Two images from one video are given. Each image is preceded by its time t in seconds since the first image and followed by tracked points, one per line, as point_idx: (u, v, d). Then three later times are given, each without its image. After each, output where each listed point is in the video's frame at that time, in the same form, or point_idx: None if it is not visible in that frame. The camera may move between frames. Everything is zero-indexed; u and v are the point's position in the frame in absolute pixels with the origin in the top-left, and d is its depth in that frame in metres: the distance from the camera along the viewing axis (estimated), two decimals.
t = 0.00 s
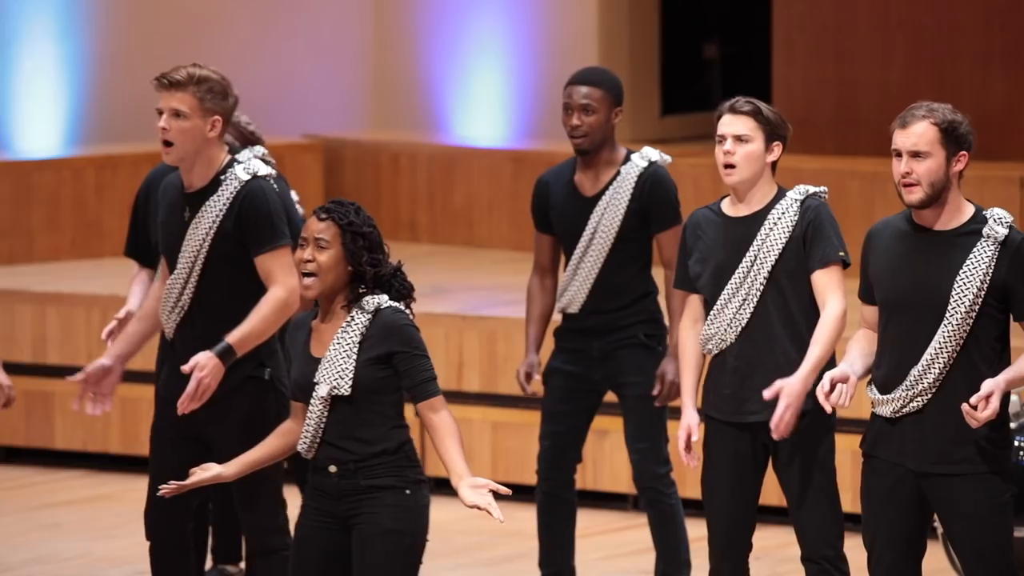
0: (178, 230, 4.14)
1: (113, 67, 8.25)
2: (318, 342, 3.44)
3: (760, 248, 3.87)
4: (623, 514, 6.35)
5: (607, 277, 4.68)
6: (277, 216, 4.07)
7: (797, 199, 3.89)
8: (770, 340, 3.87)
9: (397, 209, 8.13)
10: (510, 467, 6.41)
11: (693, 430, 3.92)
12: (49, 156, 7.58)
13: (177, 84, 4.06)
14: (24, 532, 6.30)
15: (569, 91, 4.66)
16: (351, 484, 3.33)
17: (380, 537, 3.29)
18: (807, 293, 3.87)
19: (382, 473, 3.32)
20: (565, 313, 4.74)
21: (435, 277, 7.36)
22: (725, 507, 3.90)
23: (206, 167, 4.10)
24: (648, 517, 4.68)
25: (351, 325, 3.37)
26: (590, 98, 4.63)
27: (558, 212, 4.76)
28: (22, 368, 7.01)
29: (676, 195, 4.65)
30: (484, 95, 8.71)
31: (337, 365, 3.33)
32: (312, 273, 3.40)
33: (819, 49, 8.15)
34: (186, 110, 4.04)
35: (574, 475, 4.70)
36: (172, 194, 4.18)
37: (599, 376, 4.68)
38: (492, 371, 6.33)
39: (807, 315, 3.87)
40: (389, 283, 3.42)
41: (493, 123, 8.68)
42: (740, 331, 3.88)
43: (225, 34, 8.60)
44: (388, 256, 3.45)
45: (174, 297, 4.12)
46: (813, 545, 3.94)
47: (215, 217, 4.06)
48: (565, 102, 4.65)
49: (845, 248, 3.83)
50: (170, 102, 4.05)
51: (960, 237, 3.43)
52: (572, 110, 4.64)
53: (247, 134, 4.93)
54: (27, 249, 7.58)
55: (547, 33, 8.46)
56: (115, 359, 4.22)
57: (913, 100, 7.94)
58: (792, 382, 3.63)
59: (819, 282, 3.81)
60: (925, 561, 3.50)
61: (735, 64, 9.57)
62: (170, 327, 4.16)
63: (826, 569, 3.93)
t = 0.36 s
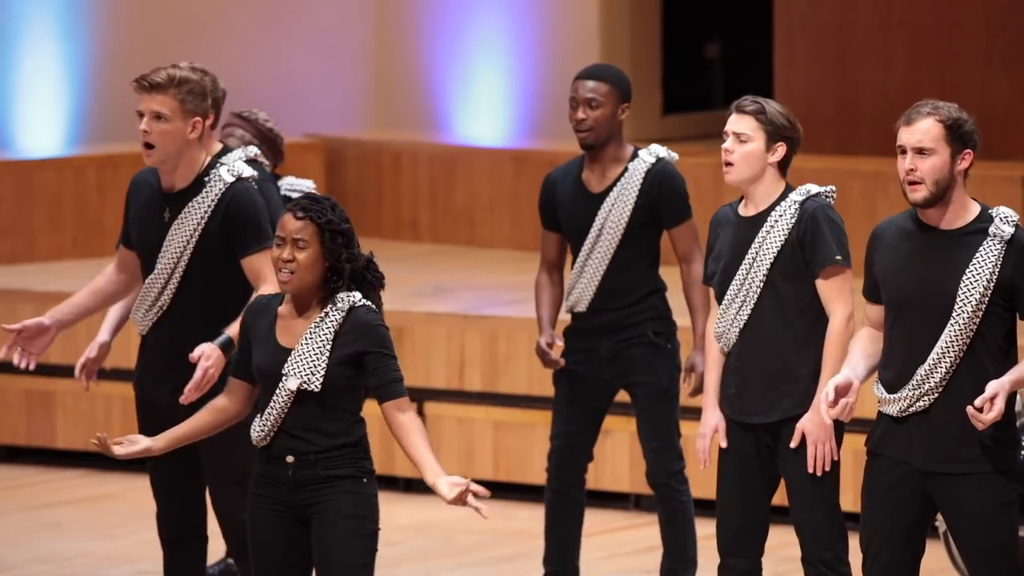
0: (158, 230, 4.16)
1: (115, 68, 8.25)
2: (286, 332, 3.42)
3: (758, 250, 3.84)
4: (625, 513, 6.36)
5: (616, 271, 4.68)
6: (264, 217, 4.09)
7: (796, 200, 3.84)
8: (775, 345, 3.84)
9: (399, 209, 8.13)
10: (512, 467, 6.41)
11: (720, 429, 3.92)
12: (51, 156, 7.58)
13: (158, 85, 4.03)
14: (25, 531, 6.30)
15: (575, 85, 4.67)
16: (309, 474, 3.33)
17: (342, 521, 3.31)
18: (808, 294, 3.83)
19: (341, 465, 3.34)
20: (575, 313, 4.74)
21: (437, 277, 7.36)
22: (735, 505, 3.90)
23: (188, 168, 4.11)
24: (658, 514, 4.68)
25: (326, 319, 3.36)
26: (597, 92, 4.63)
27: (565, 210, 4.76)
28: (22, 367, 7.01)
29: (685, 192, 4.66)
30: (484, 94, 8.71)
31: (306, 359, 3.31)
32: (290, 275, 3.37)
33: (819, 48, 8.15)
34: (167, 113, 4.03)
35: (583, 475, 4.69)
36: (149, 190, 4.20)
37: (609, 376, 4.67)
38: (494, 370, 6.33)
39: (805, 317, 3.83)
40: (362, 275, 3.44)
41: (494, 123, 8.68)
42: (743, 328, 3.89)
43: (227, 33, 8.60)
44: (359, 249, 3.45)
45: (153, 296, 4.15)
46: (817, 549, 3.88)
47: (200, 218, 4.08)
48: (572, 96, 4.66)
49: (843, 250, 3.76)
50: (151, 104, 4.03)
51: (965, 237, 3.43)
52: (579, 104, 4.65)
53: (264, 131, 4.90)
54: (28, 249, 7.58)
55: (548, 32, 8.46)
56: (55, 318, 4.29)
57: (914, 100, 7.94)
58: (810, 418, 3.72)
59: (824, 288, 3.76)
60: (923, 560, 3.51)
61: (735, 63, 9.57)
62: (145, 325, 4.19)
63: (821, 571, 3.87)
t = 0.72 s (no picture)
0: (165, 234, 4.21)
1: (117, 69, 8.25)
2: (286, 327, 3.43)
3: (749, 245, 3.86)
4: (627, 513, 6.35)
5: (602, 274, 4.69)
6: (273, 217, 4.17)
7: (789, 199, 3.84)
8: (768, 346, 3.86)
9: (400, 208, 8.13)
10: (514, 467, 6.40)
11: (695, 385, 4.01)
12: (52, 156, 7.58)
13: (161, 89, 4.08)
14: (27, 531, 6.30)
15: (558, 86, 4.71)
16: (312, 473, 3.35)
17: (343, 521, 3.32)
18: (798, 290, 3.84)
19: (343, 464, 3.36)
20: (568, 312, 4.77)
21: (439, 277, 7.36)
22: (725, 504, 3.94)
23: (194, 171, 4.18)
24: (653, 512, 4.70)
25: (325, 317, 3.37)
26: (578, 93, 4.68)
27: (554, 212, 4.79)
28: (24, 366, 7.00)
29: (665, 189, 4.64)
30: (486, 94, 8.71)
31: (307, 355, 3.33)
32: (298, 278, 3.39)
33: (821, 48, 8.14)
34: (172, 116, 4.08)
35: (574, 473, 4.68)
36: (151, 196, 4.24)
37: (599, 375, 4.68)
38: (496, 370, 6.33)
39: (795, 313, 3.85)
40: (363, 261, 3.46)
41: (496, 122, 8.68)
42: (732, 322, 3.92)
43: (229, 33, 8.60)
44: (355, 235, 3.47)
45: (161, 301, 4.20)
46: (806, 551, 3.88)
47: (210, 222, 4.15)
48: (554, 96, 4.71)
49: (832, 250, 3.77)
50: (155, 108, 4.08)
51: (965, 234, 3.42)
52: (559, 105, 4.70)
53: (267, 135, 4.91)
54: (31, 249, 7.58)
55: (551, 32, 8.47)
56: (78, 344, 4.35)
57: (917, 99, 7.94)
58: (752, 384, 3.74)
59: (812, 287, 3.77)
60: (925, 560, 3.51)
61: (738, 63, 9.57)
62: (153, 330, 4.23)
63: (815, 570, 3.87)
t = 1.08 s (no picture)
0: (195, 230, 4.23)
1: (119, 68, 8.26)
2: (317, 338, 3.45)
3: (746, 251, 3.86)
4: (628, 513, 6.35)
5: (586, 273, 4.70)
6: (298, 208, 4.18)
7: (786, 203, 3.86)
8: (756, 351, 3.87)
9: (403, 208, 8.12)
10: (515, 467, 6.40)
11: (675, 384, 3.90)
12: (54, 156, 7.59)
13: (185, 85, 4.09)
14: (28, 530, 6.31)
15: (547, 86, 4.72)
16: (349, 484, 3.35)
17: (380, 534, 3.33)
18: (791, 295, 3.86)
19: (380, 474, 3.35)
20: (555, 313, 4.78)
21: (440, 276, 7.36)
22: (716, 505, 3.91)
23: (219, 165, 4.18)
24: (647, 512, 4.70)
25: (352, 321, 3.38)
26: (565, 95, 4.68)
27: (543, 213, 4.81)
28: (27, 366, 7.01)
29: (648, 192, 4.64)
30: (488, 94, 8.71)
31: (339, 363, 3.34)
32: (309, 276, 3.42)
33: (823, 48, 8.13)
34: (195, 111, 4.08)
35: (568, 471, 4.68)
36: (182, 192, 4.27)
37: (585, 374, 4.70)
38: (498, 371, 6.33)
39: (788, 317, 3.86)
40: (388, 270, 3.45)
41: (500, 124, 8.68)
42: (724, 327, 3.89)
43: (231, 33, 8.61)
44: (381, 241, 3.47)
45: (197, 295, 4.22)
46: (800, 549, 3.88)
47: (235, 213, 4.15)
48: (542, 97, 4.72)
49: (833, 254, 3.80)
50: (179, 103, 4.09)
51: (941, 235, 3.42)
52: (548, 105, 4.71)
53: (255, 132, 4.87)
54: (33, 249, 7.59)
55: (556, 32, 8.48)
56: (118, 348, 4.30)
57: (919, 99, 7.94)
58: (759, 401, 3.74)
59: (805, 290, 3.80)
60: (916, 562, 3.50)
61: (742, 63, 9.57)
62: (191, 325, 4.26)
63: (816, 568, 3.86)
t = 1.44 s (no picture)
0: (214, 235, 4.20)
1: (120, 67, 8.26)
2: (341, 340, 3.45)
3: (765, 242, 3.90)
4: (629, 511, 6.35)
5: (588, 270, 4.70)
6: (309, 213, 4.12)
7: (794, 199, 3.94)
8: (776, 353, 3.90)
9: (405, 207, 8.12)
10: (517, 465, 6.40)
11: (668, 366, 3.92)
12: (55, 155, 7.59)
13: (201, 90, 4.06)
14: (30, 529, 6.31)
15: (550, 82, 4.74)
16: (379, 484, 3.36)
17: (407, 536, 3.33)
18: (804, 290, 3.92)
19: (410, 473, 3.35)
20: (557, 309, 4.77)
21: (440, 275, 7.36)
22: (717, 504, 3.94)
23: (234, 170, 4.17)
24: (653, 511, 4.69)
25: (367, 325, 3.36)
26: (569, 89, 4.70)
27: (547, 211, 4.80)
28: (31, 365, 7.01)
29: (650, 189, 4.63)
30: (491, 93, 8.71)
31: (357, 364, 3.34)
32: (331, 277, 3.40)
33: (824, 47, 8.12)
34: (211, 116, 4.07)
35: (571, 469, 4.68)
36: (201, 199, 4.25)
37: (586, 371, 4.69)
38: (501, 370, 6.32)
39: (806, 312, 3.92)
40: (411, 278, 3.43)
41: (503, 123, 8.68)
42: (737, 331, 3.91)
43: (231, 31, 8.61)
44: (407, 250, 3.45)
45: (215, 302, 4.19)
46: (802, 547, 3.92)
47: (248, 219, 4.11)
48: (545, 92, 4.73)
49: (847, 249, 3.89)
50: (195, 108, 4.07)
51: (932, 233, 3.41)
52: (551, 100, 4.72)
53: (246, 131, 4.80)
54: (36, 248, 7.59)
55: (559, 31, 8.48)
56: (157, 372, 4.27)
57: (921, 97, 7.94)
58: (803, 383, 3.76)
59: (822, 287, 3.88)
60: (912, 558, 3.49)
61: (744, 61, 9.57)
62: (213, 332, 4.23)
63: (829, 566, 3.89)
